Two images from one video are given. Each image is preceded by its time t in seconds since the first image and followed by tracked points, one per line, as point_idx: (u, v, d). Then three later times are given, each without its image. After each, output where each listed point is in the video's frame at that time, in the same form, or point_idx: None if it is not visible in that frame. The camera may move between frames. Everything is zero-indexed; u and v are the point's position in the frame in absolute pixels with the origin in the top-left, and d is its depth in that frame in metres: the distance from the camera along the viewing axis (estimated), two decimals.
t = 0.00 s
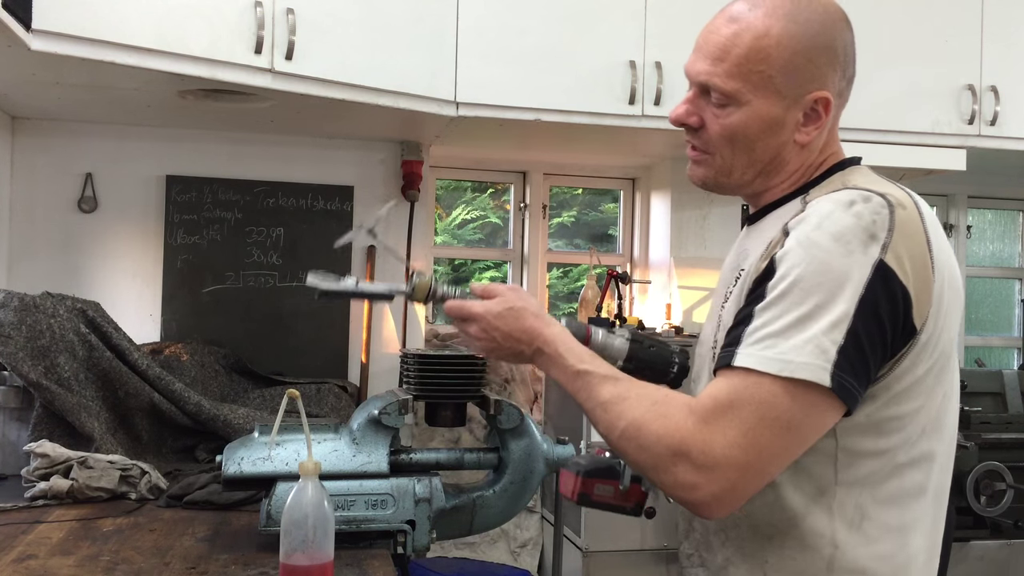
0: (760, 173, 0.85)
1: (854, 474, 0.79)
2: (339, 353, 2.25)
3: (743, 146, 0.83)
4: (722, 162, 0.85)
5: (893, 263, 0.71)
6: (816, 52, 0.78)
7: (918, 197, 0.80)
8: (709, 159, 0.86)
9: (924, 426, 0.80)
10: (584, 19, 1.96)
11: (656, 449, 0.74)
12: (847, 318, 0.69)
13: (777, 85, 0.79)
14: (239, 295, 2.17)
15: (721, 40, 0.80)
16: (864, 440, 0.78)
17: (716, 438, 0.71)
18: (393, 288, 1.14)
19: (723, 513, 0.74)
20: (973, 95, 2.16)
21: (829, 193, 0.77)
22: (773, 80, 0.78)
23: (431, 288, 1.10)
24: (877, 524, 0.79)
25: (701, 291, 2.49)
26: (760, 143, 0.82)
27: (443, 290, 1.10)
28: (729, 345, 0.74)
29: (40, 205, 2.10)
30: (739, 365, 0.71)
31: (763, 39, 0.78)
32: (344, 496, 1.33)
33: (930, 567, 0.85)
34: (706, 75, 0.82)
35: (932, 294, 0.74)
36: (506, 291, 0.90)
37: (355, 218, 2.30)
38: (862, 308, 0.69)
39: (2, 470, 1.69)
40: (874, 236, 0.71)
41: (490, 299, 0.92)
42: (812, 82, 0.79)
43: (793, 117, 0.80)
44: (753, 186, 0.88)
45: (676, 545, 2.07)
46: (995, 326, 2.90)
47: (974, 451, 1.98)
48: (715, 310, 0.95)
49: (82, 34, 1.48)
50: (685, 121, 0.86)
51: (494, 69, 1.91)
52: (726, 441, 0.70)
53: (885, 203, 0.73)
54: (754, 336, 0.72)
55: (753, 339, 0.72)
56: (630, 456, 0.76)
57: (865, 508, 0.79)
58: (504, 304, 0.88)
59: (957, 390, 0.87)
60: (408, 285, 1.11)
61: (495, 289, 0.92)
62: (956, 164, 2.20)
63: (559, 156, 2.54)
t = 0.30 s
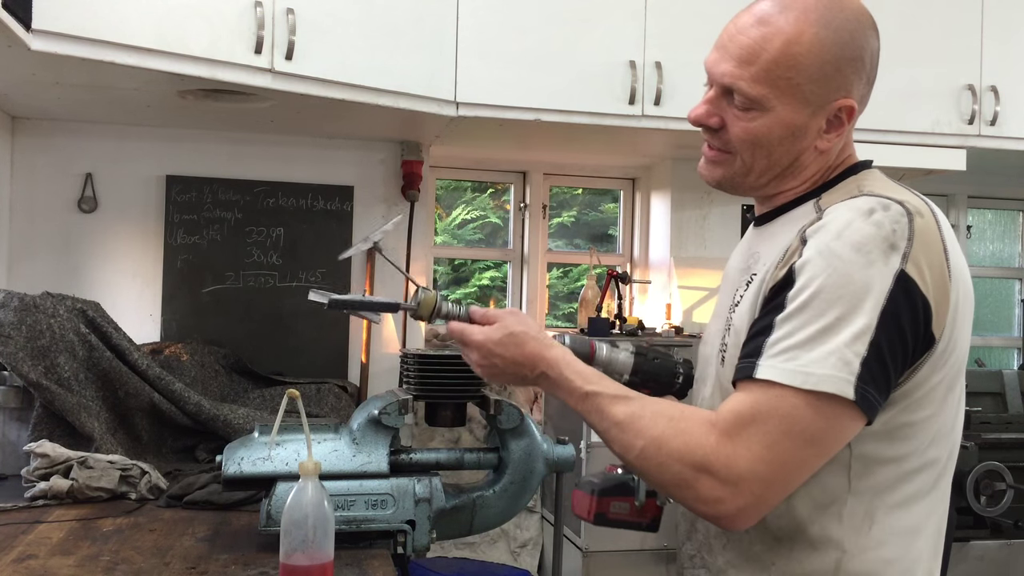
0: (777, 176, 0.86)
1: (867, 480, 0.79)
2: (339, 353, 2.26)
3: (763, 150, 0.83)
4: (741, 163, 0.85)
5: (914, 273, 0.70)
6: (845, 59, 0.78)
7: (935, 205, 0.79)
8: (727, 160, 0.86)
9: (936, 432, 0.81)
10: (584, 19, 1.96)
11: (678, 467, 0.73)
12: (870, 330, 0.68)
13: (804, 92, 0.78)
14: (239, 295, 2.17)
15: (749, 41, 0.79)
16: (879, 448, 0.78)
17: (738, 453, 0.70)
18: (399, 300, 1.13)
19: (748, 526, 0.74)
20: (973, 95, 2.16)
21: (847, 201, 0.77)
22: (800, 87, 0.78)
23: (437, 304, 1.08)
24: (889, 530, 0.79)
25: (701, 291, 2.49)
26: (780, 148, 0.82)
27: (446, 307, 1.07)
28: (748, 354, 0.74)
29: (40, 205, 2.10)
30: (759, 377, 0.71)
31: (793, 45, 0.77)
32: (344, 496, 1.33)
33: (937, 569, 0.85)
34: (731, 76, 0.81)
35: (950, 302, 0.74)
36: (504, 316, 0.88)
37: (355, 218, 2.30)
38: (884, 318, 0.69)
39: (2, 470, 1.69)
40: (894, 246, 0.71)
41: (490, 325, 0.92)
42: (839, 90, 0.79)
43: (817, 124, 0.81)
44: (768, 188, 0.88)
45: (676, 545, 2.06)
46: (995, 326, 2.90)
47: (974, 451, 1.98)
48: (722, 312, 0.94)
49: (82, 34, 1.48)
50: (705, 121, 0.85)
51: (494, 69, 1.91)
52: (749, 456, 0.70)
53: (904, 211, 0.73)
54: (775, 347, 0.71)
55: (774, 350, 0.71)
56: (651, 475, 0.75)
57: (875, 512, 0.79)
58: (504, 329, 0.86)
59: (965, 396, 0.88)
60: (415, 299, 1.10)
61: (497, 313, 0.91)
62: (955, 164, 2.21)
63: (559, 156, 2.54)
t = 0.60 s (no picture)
0: (779, 175, 0.86)
1: (869, 479, 0.79)
2: (339, 353, 2.26)
3: (764, 149, 0.83)
4: (742, 163, 0.85)
5: (918, 267, 0.70)
6: (842, 57, 0.78)
7: (941, 206, 0.79)
8: (728, 160, 0.86)
9: (938, 429, 0.80)
10: (584, 19, 1.96)
11: (682, 463, 0.71)
12: (875, 322, 0.68)
13: (802, 91, 0.78)
14: (239, 295, 2.17)
15: (746, 42, 0.79)
16: (880, 445, 0.78)
17: (743, 447, 0.69)
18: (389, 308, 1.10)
19: (753, 523, 0.73)
20: (973, 95, 2.16)
21: (852, 196, 0.77)
22: (798, 86, 0.78)
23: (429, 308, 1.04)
24: (889, 528, 0.79)
25: (701, 291, 2.49)
26: (781, 147, 0.82)
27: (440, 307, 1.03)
28: (754, 350, 0.73)
29: (40, 205, 2.10)
30: (766, 372, 0.70)
31: (790, 44, 0.77)
32: (344, 496, 1.33)
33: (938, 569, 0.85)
34: (729, 77, 0.81)
35: (952, 298, 0.74)
36: (498, 317, 0.85)
37: (355, 218, 2.30)
38: (889, 311, 0.69)
39: (2, 470, 1.69)
40: (899, 240, 0.71)
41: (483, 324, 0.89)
42: (838, 87, 0.79)
43: (816, 121, 0.80)
44: (771, 187, 0.88)
45: (675, 545, 2.06)
46: (995, 326, 2.90)
47: (974, 452, 1.98)
48: (725, 311, 0.94)
49: (82, 34, 1.48)
50: (704, 123, 0.85)
51: (494, 69, 1.91)
52: (754, 450, 0.69)
53: (908, 206, 0.73)
54: (781, 342, 0.70)
55: (779, 345, 0.70)
56: (652, 474, 0.74)
57: (879, 512, 0.79)
58: (499, 332, 0.83)
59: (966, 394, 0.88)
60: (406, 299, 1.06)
61: (491, 313, 0.87)
62: (955, 164, 2.20)
63: (559, 156, 2.54)
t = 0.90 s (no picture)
0: (801, 168, 0.85)
1: (879, 481, 0.78)
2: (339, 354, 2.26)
3: (792, 139, 0.82)
4: (767, 156, 0.84)
5: (929, 270, 0.70)
6: (861, 45, 0.79)
7: (947, 208, 0.79)
8: (750, 154, 0.84)
9: (945, 431, 0.80)
10: (584, 19, 1.96)
11: (690, 469, 0.70)
12: (887, 324, 0.68)
13: (829, 77, 0.79)
14: (239, 295, 2.17)
15: (771, 31, 0.79)
16: (890, 448, 0.78)
17: (752, 449, 0.68)
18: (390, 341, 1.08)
19: (764, 528, 0.71)
20: (973, 95, 2.16)
21: (859, 199, 0.77)
22: (826, 72, 0.79)
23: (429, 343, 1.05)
24: (896, 530, 0.79)
25: (701, 291, 2.49)
26: (808, 136, 0.82)
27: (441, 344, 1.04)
28: (762, 354, 0.72)
29: (40, 205, 2.10)
30: (775, 374, 0.69)
31: (818, 30, 0.77)
32: (344, 496, 1.33)
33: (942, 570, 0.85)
34: (757, 66, 0.80)
35: (962, 300, 0.74)
36: (492, 343, 0.83)
37: (355, 218, 2.30)
38: (901, 314, 0.68)
39: (2, 470, 1.69)
40: (909, 242, 0.70)
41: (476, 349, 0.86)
42: (858, 75, 0.80)
43: (840, 110, 0.81)
44: (789, 184, 0.87)
45: (675, 545, 2.06)
46: (995, 326, 2.90)
47: (973, 451, 1.98)
48: (729, 315, 0.94)
49: (82, 34, 1.48)
50: (728, 116, 0.83)
51: (494, 69, 1.91)
52: (764, 452, 0.67)
53: (916, 208, 0.73)
54: (791, 344, 0.69)
55: (790, 346, 0.70)
56: (660, 482, 0.73)
57: (885, 513, 0.79)
58: (496, 362, 0.82)
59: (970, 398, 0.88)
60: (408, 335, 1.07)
61: (487, 338, 0.83)
62: (955, 164, 2.20)
63: (559, 156, 2.54)
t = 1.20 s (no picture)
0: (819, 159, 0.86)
1: (878, 479, 0.78)
2: (339, 354, 2.26)
3: (814, 125, 0.84)
4: (793, 148, 0.84)
5: (928, 269, 0.70)
6: (852, 35, 0.86)
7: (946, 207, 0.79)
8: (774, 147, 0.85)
9: (943, 430, 0.80)
10: (584, 19, 1.96)
11: (685, 456, 0.71)
12: (885, 323, 0.68)
13: (837, 60, 0.83)
14: (239, 295, 2.17)
15: (781, 24, 0.82)
16: (888, 445, 0.78)
17: (746, 443, 0.68)
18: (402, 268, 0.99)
19: (752, 522, 0.72)
20: (973, 95, 2.16)
21: (859, 197, 0.76)
22: (834, 55, 0.83)
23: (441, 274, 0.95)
24: (896, 530, 0.80)
25: (701, 291, 2.49)
26: (826, 122, 0.84)
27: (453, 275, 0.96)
28: (759, 349, 0.73)
29: (40, 205, 2.10)
30: (770, 370, 0.69)
31: (821, 17, 0.82)
32: (344, 496, 1.33)
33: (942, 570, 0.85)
34: (776, 55, 0.82)
35: (961, 299, 0.74)
36: (512, 293, 0.86)
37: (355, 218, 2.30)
38: (900, 313, 0.68)
39: (2, 470, 1.69)
40: (908, 241, 0.70)
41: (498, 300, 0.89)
42: (855, 60, 0.86)
43: (845, 93, 0.85)
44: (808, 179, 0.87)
45: (675, 545, 2.06)
46: (995, 326, 2.90)
47: (973, 451, 1.98)
48: (727, 314, 0.94)
49: (82, 34, 1.48)
50: (749, 110, 0.84)
51: (494, 69, 1.91)
52: (758, 447, 0.68)
53: (916, 207, 0.73)
54: (789, 341, 0.70)
55: (787, 343, 0.70)
56: (654, 467, 0.74)
57: (885, 512, 0.79)
58: (511, 310, 0.84)
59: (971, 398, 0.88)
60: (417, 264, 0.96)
61: (507, 287, 0.88)
62: (955, 164, 2.21)
63: (559, 156, 2.54)
